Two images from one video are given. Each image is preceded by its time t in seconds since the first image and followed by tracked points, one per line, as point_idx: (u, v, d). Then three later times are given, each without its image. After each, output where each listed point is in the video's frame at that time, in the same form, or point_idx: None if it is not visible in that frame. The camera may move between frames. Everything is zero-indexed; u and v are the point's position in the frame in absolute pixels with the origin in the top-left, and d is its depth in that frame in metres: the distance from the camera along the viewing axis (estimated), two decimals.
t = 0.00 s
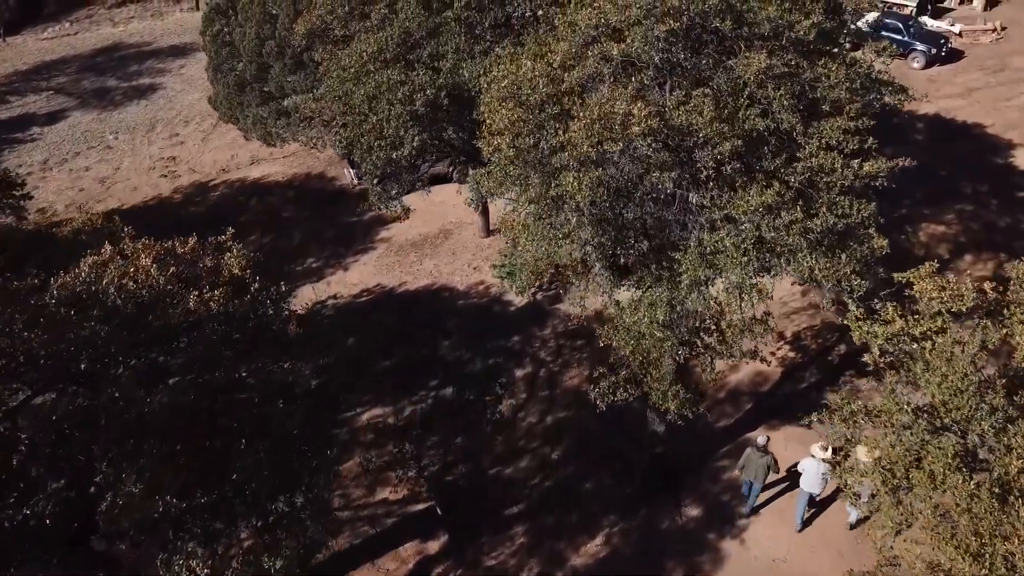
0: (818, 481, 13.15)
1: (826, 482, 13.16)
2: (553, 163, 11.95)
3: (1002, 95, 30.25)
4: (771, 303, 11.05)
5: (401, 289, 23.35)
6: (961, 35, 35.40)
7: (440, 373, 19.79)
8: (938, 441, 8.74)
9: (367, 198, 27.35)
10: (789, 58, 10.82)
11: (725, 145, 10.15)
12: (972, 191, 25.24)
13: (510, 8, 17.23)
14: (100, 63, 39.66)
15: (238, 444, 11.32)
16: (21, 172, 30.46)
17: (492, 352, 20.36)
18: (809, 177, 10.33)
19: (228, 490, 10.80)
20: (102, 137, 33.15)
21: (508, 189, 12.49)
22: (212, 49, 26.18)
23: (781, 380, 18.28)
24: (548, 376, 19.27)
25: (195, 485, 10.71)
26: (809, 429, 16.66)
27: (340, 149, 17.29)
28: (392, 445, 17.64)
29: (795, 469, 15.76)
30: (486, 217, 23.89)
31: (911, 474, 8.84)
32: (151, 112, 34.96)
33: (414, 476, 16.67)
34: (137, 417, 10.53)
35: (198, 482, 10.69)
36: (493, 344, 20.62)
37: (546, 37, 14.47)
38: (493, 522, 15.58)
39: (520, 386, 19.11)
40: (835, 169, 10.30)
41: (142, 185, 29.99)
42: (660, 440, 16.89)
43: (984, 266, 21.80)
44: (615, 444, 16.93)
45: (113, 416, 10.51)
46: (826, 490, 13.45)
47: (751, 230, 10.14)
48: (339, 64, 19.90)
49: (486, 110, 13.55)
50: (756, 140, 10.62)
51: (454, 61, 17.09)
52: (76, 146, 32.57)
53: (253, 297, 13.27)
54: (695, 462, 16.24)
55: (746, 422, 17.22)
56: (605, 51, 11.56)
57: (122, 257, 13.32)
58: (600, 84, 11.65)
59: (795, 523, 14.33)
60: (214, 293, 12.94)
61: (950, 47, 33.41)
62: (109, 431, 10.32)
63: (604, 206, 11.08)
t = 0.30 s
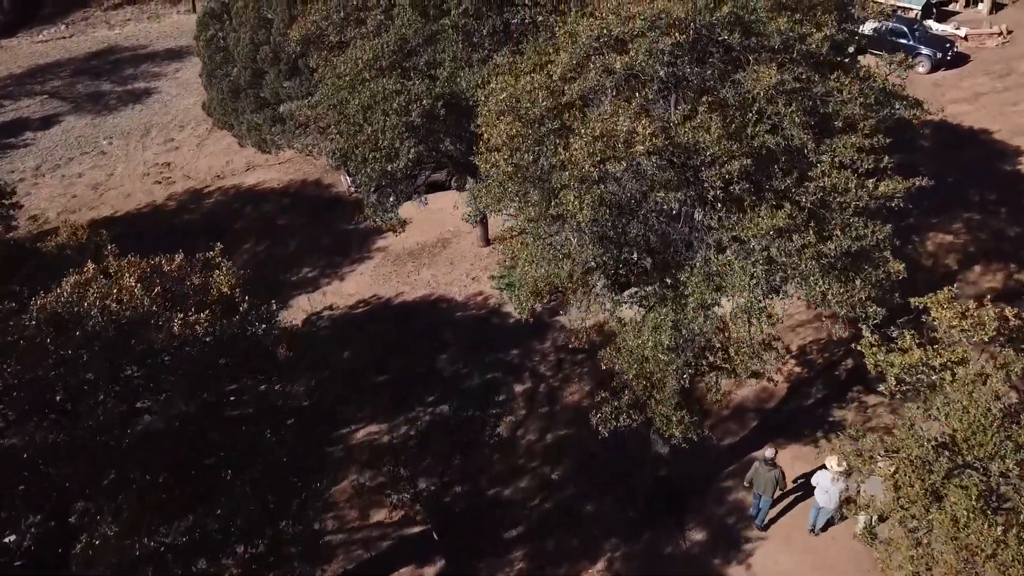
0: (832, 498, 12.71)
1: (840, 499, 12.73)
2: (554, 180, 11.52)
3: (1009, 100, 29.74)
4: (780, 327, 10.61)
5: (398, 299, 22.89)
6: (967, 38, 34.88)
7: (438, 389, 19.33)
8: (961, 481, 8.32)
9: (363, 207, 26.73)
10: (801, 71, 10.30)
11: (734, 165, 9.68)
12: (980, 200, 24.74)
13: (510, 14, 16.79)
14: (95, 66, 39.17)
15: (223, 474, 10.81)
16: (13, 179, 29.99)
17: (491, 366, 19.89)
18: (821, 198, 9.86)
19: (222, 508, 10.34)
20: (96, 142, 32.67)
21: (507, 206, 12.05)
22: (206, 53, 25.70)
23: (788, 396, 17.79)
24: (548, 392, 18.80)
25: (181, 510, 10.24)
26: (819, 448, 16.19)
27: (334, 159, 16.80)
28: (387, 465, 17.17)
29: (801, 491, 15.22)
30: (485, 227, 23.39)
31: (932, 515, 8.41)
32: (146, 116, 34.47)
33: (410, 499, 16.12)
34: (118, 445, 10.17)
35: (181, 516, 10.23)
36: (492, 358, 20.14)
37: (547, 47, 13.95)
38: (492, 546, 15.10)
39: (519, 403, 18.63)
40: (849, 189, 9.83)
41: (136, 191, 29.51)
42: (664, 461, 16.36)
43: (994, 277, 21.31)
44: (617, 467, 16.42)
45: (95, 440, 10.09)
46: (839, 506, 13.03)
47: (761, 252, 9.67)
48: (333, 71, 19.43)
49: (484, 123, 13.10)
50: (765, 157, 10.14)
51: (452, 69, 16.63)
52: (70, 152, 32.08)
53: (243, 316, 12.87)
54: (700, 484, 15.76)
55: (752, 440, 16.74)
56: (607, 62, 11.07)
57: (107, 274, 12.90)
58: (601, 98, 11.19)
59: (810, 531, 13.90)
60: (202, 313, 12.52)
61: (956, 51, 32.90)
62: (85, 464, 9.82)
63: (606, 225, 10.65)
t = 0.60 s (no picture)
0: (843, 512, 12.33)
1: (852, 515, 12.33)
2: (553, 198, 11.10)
3: (1016, 105, 29.24)
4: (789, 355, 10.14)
5: (394, 311, 22.43)
6: (972, 42, 34.38)
7: (434, 406, 18.89)
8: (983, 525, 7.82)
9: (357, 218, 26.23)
10: (813, 87, 9.80)
11: (742, 186, 9.22)
12: (988, 208, 24.24)
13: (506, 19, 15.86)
14: (90, 70, 38.71)
15: (207, 509, 10.28)
16: (4, 186, 29.51)
17: (489, 381, 19.42)
18: (833, 221, 9.39)
19: (210, 541, 9.88)
20: (89, 148, 32.19)
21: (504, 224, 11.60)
22: (199, 58, 25.22)
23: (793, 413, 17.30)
24: (547, 409, 18.31)
25: (166, 548, 9.85)
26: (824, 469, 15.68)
27: (326, 172, 16.30)
28: (382, 484, 16.69)
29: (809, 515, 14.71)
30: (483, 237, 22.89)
31: (954, 560, 7.92)
32: (140, 122, 34.01)
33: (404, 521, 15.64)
34: (95, 482, 9.91)
35: (159, 555, 9.75)
36: (491, 372, 19.69)
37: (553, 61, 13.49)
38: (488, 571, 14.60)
39: (518, 420, 18.15)
40: (863, 212, 9.34)
41: (128, 199, 29.02)
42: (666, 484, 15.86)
43: (1003, 289, 20.82)
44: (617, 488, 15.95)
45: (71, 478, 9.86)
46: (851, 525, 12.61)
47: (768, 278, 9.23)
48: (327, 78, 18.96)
49: (479, 137, 12.62)
50: (774, 178, 9.70)
51: (449, 78, 15.93)
52: (62, 158, 31.61)
53: (230, 339, 12.42)
54: (704, 507, 15.29)
55: (757, 459, 16.25)
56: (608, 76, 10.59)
57: (90, 294, 12.45)
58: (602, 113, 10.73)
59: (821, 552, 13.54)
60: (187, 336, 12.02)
61: (961, 56, 32.40)
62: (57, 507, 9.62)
63: (608, 247, 10.21)
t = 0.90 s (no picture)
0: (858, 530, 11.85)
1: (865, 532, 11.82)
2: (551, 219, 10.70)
3: (1022, 111, 28.75)
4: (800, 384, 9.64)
5: (390, 322, 21.98)
6: (977, 46, 33.89)
7: (430, 423, 18.43)
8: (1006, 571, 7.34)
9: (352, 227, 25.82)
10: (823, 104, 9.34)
11: (750, 209, 8.78)
12: (996, 217, 23.76)
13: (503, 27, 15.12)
14: (84, 74, 38.28)
15: (191, 543, 10.19)
16: None
17: (487, 397, 18.94)
18: (845, 244, 8.92)
19: None
20: (82, 154, 31.74)
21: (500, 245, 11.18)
22: (192, 64, 24.74)
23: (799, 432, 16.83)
24: (546, 426, 17.86)
25: None
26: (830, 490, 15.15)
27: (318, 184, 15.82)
28: (376, 505, 16.22)
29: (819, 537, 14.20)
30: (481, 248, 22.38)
31: None
32: (134, 127, 33.56)
33: (399, 545, 15.16)
34: (70, 519, 9.55)
35: None
36: (488, 387, 19.21)
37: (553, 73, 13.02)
38: None
39: (515, 438, 17.71)
40: (877, 236, 8.87)
41: (121, 206, 28.55)
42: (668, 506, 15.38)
43: (1013, 301, 20.34)
44: (617, 510, 15.48)
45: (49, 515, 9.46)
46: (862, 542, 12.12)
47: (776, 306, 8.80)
48: (321, 87, 18.51)
49: (475, 152, 12.20)
50: (783, 199, 9.28)
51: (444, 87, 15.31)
52: (54, 164, 31.15)
53: (214, 364, 12.09)
54: (708, 530, 14.81)
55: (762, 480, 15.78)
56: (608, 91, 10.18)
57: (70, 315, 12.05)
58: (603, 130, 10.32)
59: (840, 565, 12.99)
60: (170, 361, 11.70)
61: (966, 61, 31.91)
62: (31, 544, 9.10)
63: (609, 271, 9.81)
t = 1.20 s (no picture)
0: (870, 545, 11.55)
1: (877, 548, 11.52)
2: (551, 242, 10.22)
3: None
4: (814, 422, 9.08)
5: (384, 336, 21.46)
6: (983, 51, 33.32)
7: (425, 442, 17.92)
8: None
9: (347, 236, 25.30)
10: (837, 124, 8.83)
11: (760, 237, 8.31)
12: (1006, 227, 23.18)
13: (499, 37, 14.60)
14: (77, 78, 37.75)
15: None
16: None
17: (483, 414, 18.42)
18: (859, 273, 8.44)
19: None
20: (73, 160, 31.20)
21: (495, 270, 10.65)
22: (182, 70, 24.23)
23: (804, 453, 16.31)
24: (544, 446, 17.34)
25: None
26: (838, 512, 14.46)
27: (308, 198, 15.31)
28: (368, 529, 15.72)
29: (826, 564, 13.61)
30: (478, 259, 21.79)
31: None
32: (126, 133, 33.04)
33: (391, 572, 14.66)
34: (36, 565, 9.34)
35: None
36: (485, 405, 18.69)
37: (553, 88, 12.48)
38: None
39: (512, 458, 17.20)
40: (894, 265, 8.35)
41: (112, 214, 28.03)
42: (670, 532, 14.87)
43: None
44: (616, 537, 14.96)
45: (17, 559, 9.18)
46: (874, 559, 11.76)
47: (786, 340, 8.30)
48: (314, 96, 18.01)
49: (469, 170, 11.70)
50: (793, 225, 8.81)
51: (437, 98, 14.63)
52: (45, 170, 30.61)
53: (196, 390, 11.58)
54: (711, 559, 14.29)
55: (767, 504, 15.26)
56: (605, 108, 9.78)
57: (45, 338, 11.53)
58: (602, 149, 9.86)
59: None
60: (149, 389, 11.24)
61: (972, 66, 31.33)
62: None
63: (609, 301, 9.31)
